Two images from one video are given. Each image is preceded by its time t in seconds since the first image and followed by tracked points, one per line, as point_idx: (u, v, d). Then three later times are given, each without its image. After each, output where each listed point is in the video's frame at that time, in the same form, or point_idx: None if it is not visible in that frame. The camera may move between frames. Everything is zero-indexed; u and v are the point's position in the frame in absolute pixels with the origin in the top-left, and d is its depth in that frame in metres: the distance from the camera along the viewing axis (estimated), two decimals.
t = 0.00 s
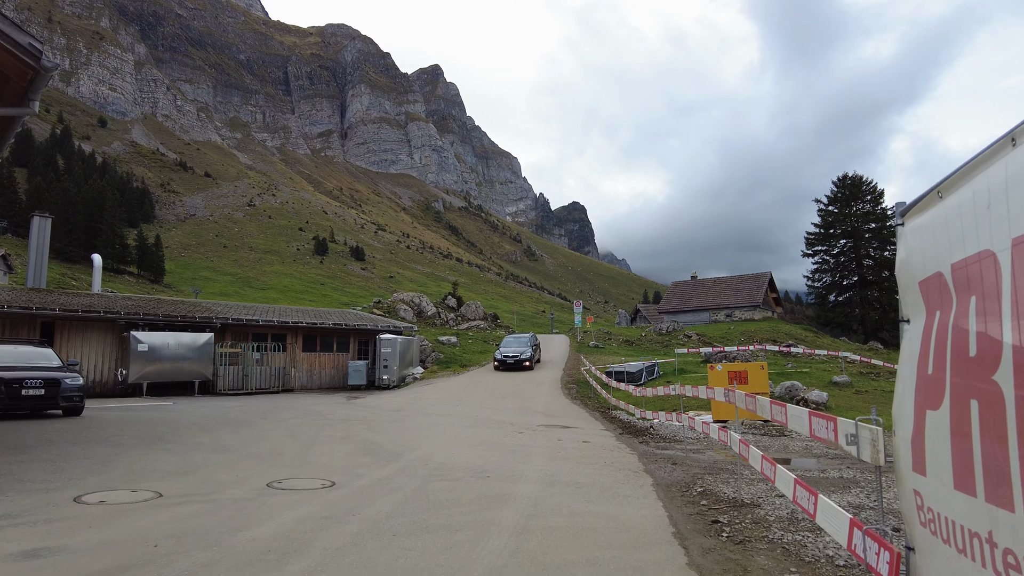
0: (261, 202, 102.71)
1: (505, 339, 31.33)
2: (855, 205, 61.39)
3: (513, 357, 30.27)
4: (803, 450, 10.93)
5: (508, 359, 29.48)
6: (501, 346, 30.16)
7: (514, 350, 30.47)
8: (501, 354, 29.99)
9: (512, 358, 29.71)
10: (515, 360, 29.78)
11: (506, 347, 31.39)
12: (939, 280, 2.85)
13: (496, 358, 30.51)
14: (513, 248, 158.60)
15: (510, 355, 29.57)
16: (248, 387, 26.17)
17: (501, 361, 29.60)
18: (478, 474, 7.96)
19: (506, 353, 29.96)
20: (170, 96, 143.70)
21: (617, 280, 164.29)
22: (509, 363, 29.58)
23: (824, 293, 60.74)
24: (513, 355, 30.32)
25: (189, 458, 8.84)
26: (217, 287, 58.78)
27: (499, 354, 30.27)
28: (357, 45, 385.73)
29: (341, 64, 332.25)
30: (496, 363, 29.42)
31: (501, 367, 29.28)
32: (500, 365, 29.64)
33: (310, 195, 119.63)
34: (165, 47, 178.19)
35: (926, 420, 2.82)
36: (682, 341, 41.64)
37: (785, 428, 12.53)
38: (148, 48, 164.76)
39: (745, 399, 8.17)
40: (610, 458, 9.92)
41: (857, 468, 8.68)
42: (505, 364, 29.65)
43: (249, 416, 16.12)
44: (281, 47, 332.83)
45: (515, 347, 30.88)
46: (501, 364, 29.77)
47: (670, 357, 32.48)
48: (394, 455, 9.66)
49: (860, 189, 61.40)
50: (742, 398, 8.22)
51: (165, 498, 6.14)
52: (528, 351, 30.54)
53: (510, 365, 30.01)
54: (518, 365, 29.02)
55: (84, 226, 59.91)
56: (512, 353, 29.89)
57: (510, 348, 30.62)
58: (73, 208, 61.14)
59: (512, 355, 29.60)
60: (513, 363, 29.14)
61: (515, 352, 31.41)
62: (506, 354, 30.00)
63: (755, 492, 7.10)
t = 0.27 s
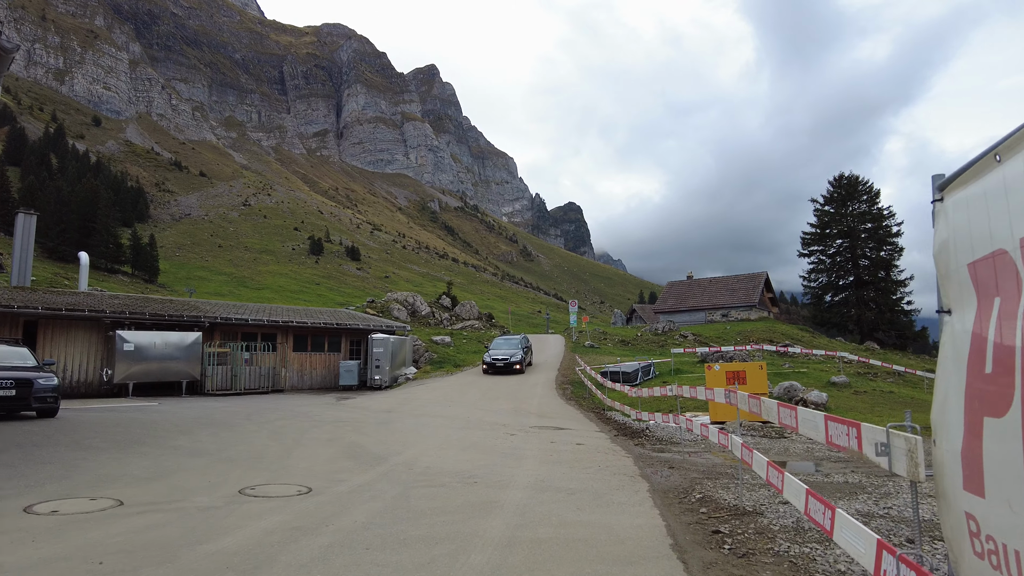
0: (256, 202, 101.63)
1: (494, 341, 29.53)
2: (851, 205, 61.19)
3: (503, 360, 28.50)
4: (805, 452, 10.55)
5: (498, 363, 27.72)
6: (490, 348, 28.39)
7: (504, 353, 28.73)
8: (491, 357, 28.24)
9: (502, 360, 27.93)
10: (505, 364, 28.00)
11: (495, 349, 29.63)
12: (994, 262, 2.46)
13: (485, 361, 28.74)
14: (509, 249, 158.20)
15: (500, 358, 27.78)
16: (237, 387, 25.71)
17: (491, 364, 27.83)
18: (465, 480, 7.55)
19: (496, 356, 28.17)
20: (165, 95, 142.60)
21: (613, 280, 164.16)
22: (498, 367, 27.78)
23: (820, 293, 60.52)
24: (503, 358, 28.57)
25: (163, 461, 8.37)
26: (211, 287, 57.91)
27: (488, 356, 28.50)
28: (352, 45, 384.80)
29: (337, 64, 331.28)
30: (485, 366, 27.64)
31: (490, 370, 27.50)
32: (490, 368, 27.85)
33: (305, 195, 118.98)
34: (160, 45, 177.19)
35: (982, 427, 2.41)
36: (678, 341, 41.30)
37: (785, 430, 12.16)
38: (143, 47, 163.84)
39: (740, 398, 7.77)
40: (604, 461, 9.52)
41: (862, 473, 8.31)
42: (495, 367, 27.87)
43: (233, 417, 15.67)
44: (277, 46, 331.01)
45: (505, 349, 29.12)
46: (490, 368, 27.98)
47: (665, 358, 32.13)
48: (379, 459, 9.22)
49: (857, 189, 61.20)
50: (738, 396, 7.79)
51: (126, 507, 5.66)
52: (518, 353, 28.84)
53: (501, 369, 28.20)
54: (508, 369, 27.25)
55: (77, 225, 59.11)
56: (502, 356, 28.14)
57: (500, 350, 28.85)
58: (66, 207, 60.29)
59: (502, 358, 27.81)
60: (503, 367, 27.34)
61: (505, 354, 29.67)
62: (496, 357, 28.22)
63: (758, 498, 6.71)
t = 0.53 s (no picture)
0: (250, 202, 100.75)
1: (482, 343, 27.61)
2: (846, 205, 60.99)
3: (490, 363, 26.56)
4: (805, 456, 10.10)
5: (484, 366, 25.77)
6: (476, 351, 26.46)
7: (491, 357, 26.81)
8: (477, 361, 26.30)
9: (489, 364, 26.00)
10: (492, 368, 26.07)
11: (483, 353, 27.65)
12: None
13: (471, 364, 26.80)
14: (504, 249, 157.82)
15: (487, 362, 25.83)
16: (223, 388, 25.18)
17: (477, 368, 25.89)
18: (448, 487, 7.08)
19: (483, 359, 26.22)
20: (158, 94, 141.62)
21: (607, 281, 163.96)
22: (484, 371, 25.83)
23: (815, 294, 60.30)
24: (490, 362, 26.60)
25: (127, 466, 7.87)
26: (204, 287, 57.22)
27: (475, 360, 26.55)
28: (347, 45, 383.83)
29: (332, 64, 330.29)
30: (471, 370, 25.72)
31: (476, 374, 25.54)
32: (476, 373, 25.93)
33: (299, 195, 118.25)
34: (153, 44, 176.06)
35: None
36: (672, 342, 40.94)
37: (784, 433, 11.73)
38: (136, 46, 162.82)
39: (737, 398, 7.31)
40: (595, 466, 9.07)
41: (865, 479, 7.90)
42: (482, 371, 25.94)
43: (215, 419, 15.16)
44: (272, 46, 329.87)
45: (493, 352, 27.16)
46: (476, 372, 26.06)
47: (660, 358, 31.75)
48: (359, 464, 8.74)
49: (851, 190, 61.02)
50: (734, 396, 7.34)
51: (73, 520, 5.17)
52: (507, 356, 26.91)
53: (488, 374, 26.26)
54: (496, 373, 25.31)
55: (69, 224, 57.37)
56: (489, 360, 26.18)
57: (487, 354, 26.92)
58: (58, 207, 58.16)
59: (489, 362, 25.89)
60: (490, 371, 25.40)
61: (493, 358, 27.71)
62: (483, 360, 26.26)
63: (759, 508, 6.28)
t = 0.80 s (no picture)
0: (249, 202, 100.03)
1: (473, 345, 25.72)
2: (847, 204, 60.57)
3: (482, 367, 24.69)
4: (813, 459, 9.66)
5: (476, 370, 23.91)
6: (467, 354, 24.63)
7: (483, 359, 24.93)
8: (468, 364, 24.46)
9: (481, 368, 24.14)
10: (484, 372, 24.19)
11: (474, 355, 25.72)
12: None
13: (461, 368, 24.96)
14: (503, 249, 157.33)
15: (479, 365, 23.96)
16: (215, 389, 24.72)
17: (468, 372, 23.99)
18: (436, 496, 6.64)
19: (474, 362, 24.37)
20: (157, 94, 141.08)
21: (606, 281, 163.47)
22: (476, 375, 23.97)
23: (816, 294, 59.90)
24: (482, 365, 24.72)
25: (98, 472, 7.44)
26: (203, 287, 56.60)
27: (465, 364, 24.65)
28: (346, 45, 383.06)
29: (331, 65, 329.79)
30: (460, 374, 23.86)
31: (467, 379, 23.69)
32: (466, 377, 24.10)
33: (298, 195, 117.74)
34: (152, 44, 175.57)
35: None
36: (673, 341, 40.51)
37: (790, 435, 11.32)
38: (135, 46, 162.29)
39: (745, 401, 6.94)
40: (593, 471, 8.62)
41: (880, 486, 7.45)
42: (473, 375, 24.11)
43: (202, 420, 14.73)
44: (272, 46, 329.00)
45: (485, 355, 25.27)
46: (467, 376, 24.21)
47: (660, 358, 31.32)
48: (345, 469, 8.31)
49: (852, 189, 60.63)
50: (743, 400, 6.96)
51: (22, 534, 4.72)
52: (499, 359, 25.03)
53: (479, 378, 24.43)
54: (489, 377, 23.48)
55: (67, 224, 56.03)
56: (481, 363, 24.30)
57: (479, 356, 25.07)
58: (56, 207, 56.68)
59: (481, 365, 24.00)
60: (482, 375, 23.54)
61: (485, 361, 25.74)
62: (473, 364, 24.40)
63: (771, 518, 5.84)
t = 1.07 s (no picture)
0: (250, 202, 99.76)
1: (465, 350, 23.84)
2: (850, 205, 60.08)
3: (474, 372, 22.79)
4: (825, 466, 9.14)
5: (467, 376, 22.03)
6: (458, 358, 22.77)
7: (475, 365, 23.07)
8: (458, 369, 22.61)
9: (472, 373, 22.26)
10: (476, 377, 22.30)
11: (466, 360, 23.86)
12: None
13: (452, 373, 23.11)
14: (504, 251, 156.85)
15: (470, 370, 22.10)
16: (209, 390, 24.30)
17: (459, 378, 22.12)
18: (424, 507, 6.20)
19: (465, 367, 22.49)
20: (158, 95, 140.92)
21: (607, 282, 162.98)
22: (466, 381, 22.10)
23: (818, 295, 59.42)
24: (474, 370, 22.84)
25: (69, 481, 7.02)
26: (203, 288, 56.28)
27: (456, 369, 22.75)
28: (347, 46, 383.04)
29: (333, 66, 329.77)
30: (450, 380, 22.00)
31: (457, 385, 21.81)
32: (457, 382, 22.24)
33: (299, 196, 117.40)
34: (154, 46, 175.46)
35: None
36: (675, 343, 40.06)
37: (800, 440, 10.86)
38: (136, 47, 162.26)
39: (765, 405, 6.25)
40: (594, 479, 8.16)
41: (900, 496, 7.00)
42: (464, 380, 22.24)
43: (191, 424, 14.32)
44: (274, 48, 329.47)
45: (478, 360, 23.41)
46: (458, 381, 22.33)
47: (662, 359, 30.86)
48: (330, 477, 7.87)
49: (854, 189, 60.14)
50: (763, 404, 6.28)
51: None
52: (493, 364, 23.15)
53: (471, 385, 22.55)
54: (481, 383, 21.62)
55: (68, 225, 55.60)
56: (473, 368, 22.43)
57: (471, 361, 23.20)
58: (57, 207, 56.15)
59: (472, 370, 22.12)
60: (473, 381, 21.68)
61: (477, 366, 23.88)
62: (464, 369, 22.52)
63: (787, 534, 5.39)
